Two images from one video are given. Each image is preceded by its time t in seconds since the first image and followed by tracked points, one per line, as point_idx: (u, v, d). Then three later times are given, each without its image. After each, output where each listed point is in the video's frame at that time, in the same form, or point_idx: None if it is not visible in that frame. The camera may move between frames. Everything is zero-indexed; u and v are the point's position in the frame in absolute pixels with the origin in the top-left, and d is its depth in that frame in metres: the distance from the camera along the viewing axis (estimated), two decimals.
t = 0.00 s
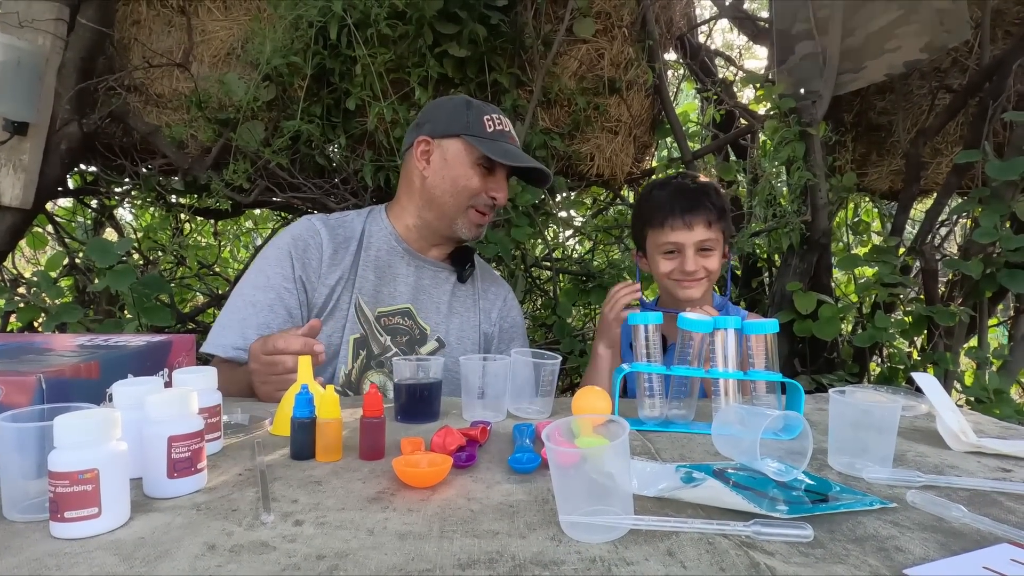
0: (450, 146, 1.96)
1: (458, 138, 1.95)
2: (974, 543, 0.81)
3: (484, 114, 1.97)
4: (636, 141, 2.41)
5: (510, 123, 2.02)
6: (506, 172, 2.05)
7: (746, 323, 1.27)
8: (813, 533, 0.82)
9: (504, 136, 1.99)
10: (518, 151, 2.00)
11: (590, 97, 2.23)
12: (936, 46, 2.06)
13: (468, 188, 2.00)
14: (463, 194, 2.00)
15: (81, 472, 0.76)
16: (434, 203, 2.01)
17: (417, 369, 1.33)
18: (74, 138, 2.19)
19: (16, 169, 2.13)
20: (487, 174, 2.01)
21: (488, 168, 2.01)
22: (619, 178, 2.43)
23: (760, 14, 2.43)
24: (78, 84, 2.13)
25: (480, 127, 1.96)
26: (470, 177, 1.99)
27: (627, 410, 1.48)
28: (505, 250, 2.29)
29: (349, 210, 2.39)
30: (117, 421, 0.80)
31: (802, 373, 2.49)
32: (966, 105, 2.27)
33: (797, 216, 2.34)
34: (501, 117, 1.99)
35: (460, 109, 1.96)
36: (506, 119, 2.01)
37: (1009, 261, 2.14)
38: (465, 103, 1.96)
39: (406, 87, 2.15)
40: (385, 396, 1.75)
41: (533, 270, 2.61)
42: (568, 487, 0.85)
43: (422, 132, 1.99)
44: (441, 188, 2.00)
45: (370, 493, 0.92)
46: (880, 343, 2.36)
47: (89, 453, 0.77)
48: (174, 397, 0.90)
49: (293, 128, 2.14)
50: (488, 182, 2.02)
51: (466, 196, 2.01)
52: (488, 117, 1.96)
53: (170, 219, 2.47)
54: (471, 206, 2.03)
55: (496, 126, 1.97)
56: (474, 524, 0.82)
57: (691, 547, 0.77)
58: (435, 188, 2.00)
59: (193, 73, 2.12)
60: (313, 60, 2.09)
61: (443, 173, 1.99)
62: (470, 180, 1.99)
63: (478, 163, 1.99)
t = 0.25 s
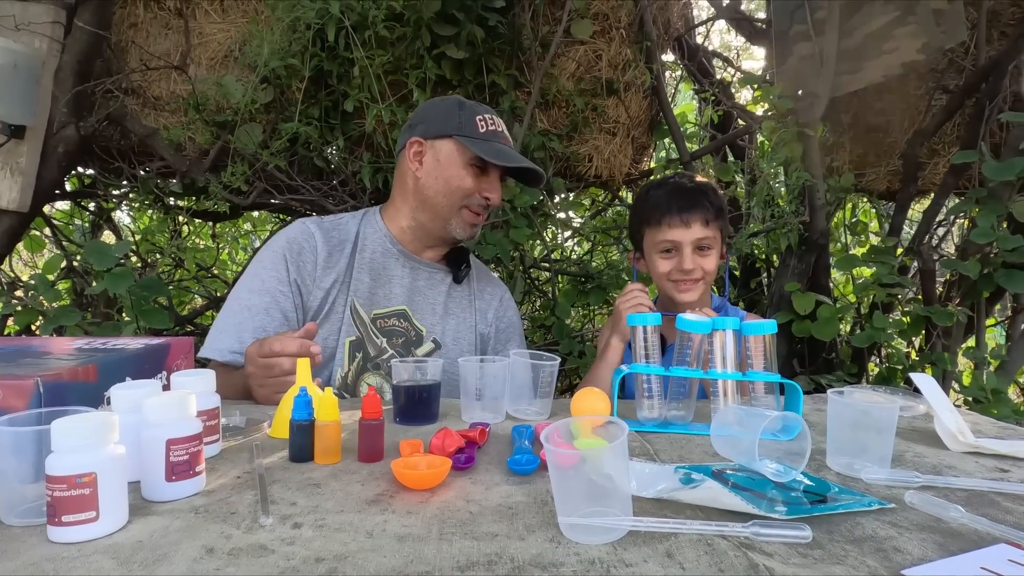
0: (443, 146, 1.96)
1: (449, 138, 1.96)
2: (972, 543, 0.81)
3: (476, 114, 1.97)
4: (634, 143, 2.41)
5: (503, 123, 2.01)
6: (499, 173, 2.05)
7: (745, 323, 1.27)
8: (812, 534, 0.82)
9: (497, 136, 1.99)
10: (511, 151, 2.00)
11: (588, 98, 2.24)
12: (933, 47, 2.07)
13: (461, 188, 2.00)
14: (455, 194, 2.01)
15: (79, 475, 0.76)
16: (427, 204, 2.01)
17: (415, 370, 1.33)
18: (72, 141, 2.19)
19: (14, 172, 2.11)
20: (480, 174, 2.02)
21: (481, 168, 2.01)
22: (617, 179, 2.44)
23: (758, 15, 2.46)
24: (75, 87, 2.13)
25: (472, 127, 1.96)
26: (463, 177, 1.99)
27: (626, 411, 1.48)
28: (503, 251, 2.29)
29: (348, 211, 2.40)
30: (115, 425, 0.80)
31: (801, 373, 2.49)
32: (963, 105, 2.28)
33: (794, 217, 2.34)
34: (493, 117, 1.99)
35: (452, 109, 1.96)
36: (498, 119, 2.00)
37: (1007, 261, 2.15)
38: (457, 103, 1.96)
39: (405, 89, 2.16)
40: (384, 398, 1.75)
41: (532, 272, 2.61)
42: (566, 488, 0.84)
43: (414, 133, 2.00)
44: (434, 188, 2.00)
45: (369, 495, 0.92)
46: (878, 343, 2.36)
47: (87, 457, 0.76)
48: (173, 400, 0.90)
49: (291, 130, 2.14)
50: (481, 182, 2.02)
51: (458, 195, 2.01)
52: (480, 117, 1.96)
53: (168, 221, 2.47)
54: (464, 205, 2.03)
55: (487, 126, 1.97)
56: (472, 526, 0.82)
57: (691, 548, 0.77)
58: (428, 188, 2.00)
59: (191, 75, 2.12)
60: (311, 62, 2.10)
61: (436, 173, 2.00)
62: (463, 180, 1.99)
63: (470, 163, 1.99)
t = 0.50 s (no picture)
0: (435, 148, 1.96)
1: (441, 140, 1.96)
2: (972, 543, 0.81)
3: (467, 115, 1.97)
4: (633, 143, 2.41)
5: (495, 123, 2.01)
6: (493, 173, 2.04)
7: (745, 324, 1.27)
8: (812, 534, 0.82)
9: (489, 137, 1.99)
10: (504, 152, 2.00)
11: (587, 99, 2.24)
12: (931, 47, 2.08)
13: (453, 190, 2.00)
14: (448, 196, 2.00)
15: (79, 478, 0.76)
16: (420, 207, 2.01)
17: (414, 371, 1.33)
18: (70, 143, 2.19)
19: (12, 174, 2.11)
20: (472, 175, 2.01)
21: (474, 169, 2.01)
22: (616, 180, 2.44)
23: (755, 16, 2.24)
24: (73, 89, 2.13)
25: (464, 128, 1.96)
26: (456, 180, 1.99)
27: (626, 412, 1.48)
28: (502, 252, 2.29)
29: (347, 213, 2.40)
30: (114, 427, 0.80)
31: (800, 373, 2.49)
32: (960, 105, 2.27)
33: (794, 217, 2.35)
34: (484, 117, 1.99)
35: (443, 110, 1.96)
36: (490, 119, 2.01)
37: (1006, 261, 2.15)
38: (448, 104, 1.96)
39: (404, 90, 2.15)
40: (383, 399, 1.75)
41: (532, 272, 2.61)
42: (567, 490, 0.84)
43: (406, 135, 2.00)
44: (427, 190, 2.00)
45: (369, 497, 0.92)
46: (877, 343, 2.36)
47: (86, 459, 0.76)
48: (173, 402, 0.90)
49: (290, 132, 2.14)
50: (474, 183, 2.02)
51: (451, 198, 2.01)
52: (472, 118, 1.96)
53: (167, 223, 2.47)
54: (458, 208, 2.03)
55: (479, 126, 1.98)
56: (472, 528, 0.82)
57: (691, 549, 0.77)
58: (421, 191, 2.00)
59: (189, 77, 2.12)
60: (309, 64, 2.10)
61: (429, 175, 2.00)
62: (456, 182, 1.99)
63: (462, 165, 1.99)
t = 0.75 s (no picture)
0: (434, 144, 1.96)
1: (440, 136, 1.95)
2: (972, 542, 0.82)
3: (465, 112, 1.97)
4: (632, 143, 2.41)
5: (491, 119, 2.03)
6: (492, 168, 2.06)
7: (745, 323, 1.27)
8: (812, 534, 0.82)
9: (487, 132, 2.00)
10: (501, 146, 2.00)
11: (587, 99, 2.24)
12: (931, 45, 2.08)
13: (453, 187, 1.99)
14: (447, 193, 2.00)
15: (79, 479, 0.76)
16: (420, 205, 2.00)
17: (413, 372, 1.33)
18: (70, 145, 2.19)
19: (13, 176, 2.11)
20: (472, 171, 2.02)
21: (473, 164, 2.01)
22: (616, 180, 2.44)
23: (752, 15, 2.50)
24: (73, 91, 2.13)
25: (462, 124, 1.96)
26: (455, 176, 1.98)
27: (626, 412, 1.48)
28: (502, 252, 2.29)
29: (347, 214, 2.40)
30: (114, 428, 0.80)
31: (801, 373, 2.49)
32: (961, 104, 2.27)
33: (794, 216, 2.33)
34: (482, 113, 2.00)
35: (441, 109, 1.96)
36: (487, 116, 2.02)
37: (1006, 260, 2.15)
38: (445, 102, 1.96)
39: (403, 91, 2.15)
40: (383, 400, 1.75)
41: (532, 273, 2.60)
42: (567, 490, 0.84)
43: (405, 133, 2.00)
44: (426, 188, 1.99)
45: (369, 497, 0.92)
46: (878, 343, 2.36)
47: (86, 460, 0.76)
48: (173, 403, 0.89)
49: (290, 132, 2.15)
50: (473, 179, 2.02)
51: (451, 195, 2.00)
52: (469, 114, 1.97)
53: (167, 224, 2.48)
54: (458, 205, 2.03)
55: (477, 122, 1.98)
56: (473, 528, 0.82)
57: (691, 549, 0.77)
58: (420, 188, 2.00)
59: (189, 79, 2.12)
60: (309, 65, 2.10)
61: (428, 172, 1.99)
62: (455, 179, 1.99)
63: (461, 161, 1.99)
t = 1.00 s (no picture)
0: (439, 148, 1.96)
1: (445, 140, 1.95)
2: (974, 541, 0.81)
3: (471, 115, 1.97)
4: (633, 143, 2.41)
5: (498, 123, 2.02)
6: (496, 173, 2.06)
7: (745, 323, 1.27)
8: (814, 533, 0.82)
9: (492, 136, 1.99)
10: (507, 151, 2.00)
11: (587, 99, 2.24)
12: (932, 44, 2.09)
13: (456, 190, 1.99)
14: (451, 196, 2.00)
15: (81, 480, 0.76)
16: (424, 207, 2.01)
17: (415, 372, 1.33)
18: (71, 146, 2.20)
19: (14, 177, 2.11)
20: (476, 175, 2.02)
21: (478, 168, 2.01)
22: (616, 180, 2.44)
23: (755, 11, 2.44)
24: (75, 92, 2.14)
25: (468, 128, 1.96)
26: (459, 179, 1.99)
27: (627, 412, 1.48)
28: (503, 253, 2.29)
29: (347, 214, 2.40)
30: (116, 429, 0.80)
31: (801, 372, 2.49)
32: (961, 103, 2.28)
33: (794, 216, 2.33)
34: (488, 117, 2.00)
35: (447, 111, 1.95)
36: (493, 120, 2.02)
37: (1007, 259, 2.15)
38: (452, 105, 1.96)
39: (403, 91, 2.15)
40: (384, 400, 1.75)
41: (532, 273, 2.60)
42: (567, 491, 0.84)
43: (410, 135, 1.99)
44: (430, 190, 2.00)
45: (370, 498, 0.92)
46: (878, 342, 2.36)
47: (88, 460, 0.76)
48: (174, 404, 0.90)
49: (290, 133, 2.15)
50: (477, 183, 2.02)
51: (455, 198, 2.01)
52: (475, 118, 1.97)
53: (168, 225, 2.48)
54: (462, 208, 2.03)
55: (483, 126, 1.98)
56: (474, 528, 0.82)
57: (693, 549, 0.77)
58: (425, 190, 2.00)
59: (190, 80, 2.12)
60: (309, 66, 2.10)
61: (432, 175, 1.99)
62: (459, 182, 1.99)
63: (466, 164, 1.99)
